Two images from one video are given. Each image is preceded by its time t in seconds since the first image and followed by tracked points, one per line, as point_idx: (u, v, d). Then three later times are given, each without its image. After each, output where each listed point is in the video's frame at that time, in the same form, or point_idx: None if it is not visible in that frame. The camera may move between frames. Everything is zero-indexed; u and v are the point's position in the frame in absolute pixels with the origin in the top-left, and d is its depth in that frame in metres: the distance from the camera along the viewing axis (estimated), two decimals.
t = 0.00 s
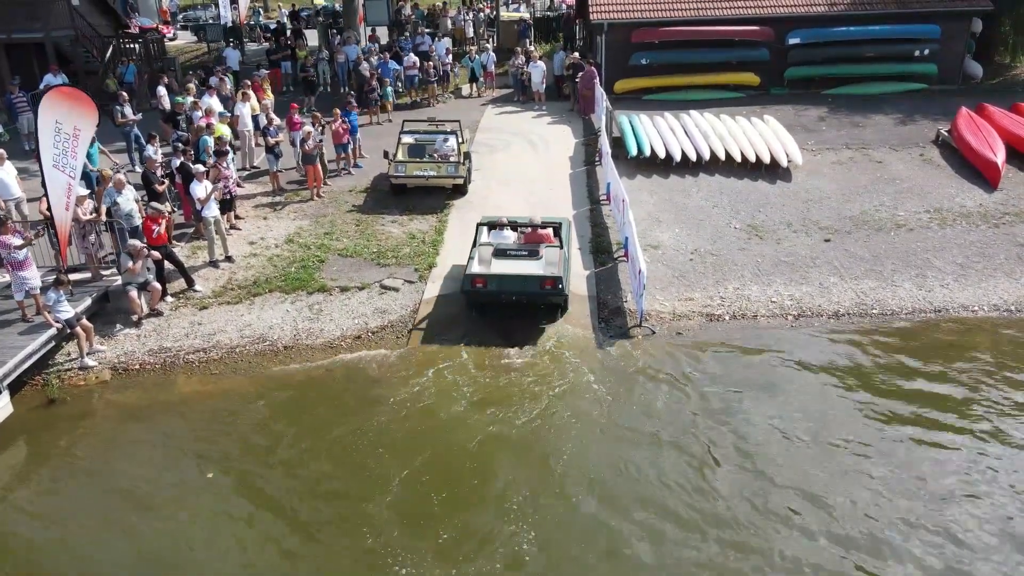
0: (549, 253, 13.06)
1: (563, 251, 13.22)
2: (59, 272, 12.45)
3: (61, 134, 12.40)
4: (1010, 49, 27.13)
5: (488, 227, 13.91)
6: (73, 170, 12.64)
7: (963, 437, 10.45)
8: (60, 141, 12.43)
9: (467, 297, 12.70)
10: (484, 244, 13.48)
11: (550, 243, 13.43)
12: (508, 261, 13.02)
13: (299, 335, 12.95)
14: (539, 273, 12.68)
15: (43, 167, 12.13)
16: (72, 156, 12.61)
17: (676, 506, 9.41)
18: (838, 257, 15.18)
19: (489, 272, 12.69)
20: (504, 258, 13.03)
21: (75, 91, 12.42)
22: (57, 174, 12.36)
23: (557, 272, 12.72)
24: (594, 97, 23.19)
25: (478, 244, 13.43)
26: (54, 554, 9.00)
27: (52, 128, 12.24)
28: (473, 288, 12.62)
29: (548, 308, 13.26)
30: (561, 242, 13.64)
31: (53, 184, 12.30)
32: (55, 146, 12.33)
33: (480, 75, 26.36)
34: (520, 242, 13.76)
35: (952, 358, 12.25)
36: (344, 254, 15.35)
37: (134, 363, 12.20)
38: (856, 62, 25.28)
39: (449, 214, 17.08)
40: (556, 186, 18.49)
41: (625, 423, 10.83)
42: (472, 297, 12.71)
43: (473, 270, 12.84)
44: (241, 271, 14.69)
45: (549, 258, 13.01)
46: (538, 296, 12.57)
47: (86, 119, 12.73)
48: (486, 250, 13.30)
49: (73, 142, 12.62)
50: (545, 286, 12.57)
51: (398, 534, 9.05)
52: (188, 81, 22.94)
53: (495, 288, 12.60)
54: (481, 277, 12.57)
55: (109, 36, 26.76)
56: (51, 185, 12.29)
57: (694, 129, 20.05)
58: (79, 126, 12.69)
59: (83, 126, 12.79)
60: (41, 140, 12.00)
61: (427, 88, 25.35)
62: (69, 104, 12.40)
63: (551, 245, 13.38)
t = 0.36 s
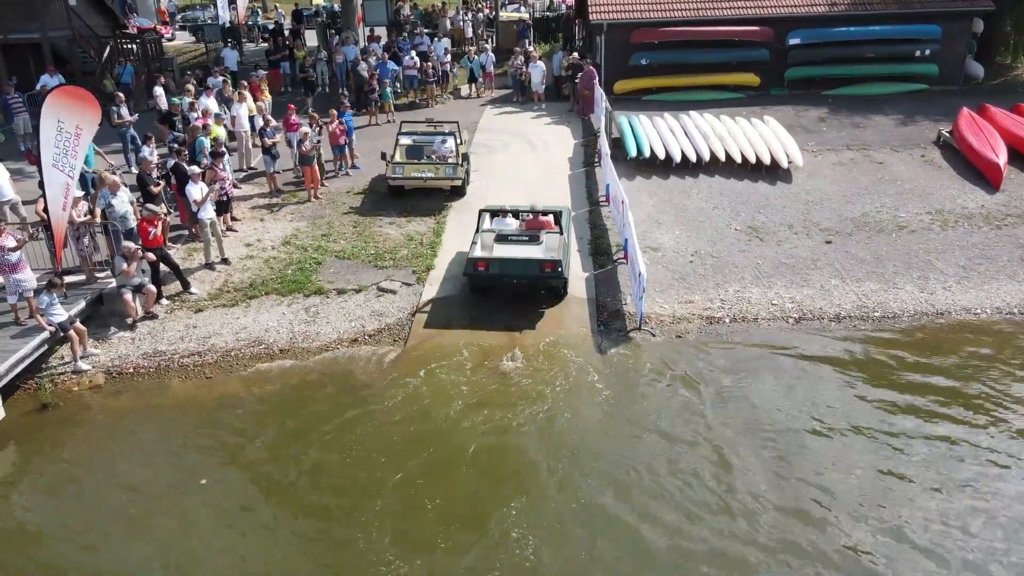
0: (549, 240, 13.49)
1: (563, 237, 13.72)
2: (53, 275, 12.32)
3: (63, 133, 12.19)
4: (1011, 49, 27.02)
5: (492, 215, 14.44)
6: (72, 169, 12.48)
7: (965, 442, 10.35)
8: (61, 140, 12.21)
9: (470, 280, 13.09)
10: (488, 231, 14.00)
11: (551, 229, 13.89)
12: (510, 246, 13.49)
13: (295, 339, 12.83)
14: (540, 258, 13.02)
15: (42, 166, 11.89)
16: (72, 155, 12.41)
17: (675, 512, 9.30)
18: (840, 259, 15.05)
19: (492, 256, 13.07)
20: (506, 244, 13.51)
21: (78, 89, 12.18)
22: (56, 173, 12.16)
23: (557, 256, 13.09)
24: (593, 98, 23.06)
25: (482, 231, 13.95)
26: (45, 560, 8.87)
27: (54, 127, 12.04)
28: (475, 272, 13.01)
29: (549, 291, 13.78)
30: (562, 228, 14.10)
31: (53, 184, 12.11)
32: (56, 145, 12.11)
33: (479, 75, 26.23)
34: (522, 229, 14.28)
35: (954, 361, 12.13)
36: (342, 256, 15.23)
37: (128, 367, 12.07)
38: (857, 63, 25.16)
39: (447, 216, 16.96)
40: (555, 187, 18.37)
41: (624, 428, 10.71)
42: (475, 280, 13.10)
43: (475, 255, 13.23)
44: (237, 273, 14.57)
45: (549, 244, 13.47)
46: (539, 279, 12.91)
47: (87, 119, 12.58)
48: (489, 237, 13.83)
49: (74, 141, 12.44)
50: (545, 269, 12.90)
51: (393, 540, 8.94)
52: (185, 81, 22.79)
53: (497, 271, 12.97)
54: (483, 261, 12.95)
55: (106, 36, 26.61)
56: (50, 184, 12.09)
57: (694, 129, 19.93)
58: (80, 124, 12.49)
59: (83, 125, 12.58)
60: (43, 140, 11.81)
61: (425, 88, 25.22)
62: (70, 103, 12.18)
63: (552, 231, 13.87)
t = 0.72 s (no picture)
0: (550, 228, 13.82)
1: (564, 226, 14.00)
2: (43, 282, 12.12)
3: (50, 139, 12.02)
4: (1014, 51, 26.81)
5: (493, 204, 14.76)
6: (62, 174, 12.26)
7: (972, 454, 10.13)
8: (49, 145, 12.05)
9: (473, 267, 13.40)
10: (489, 220, 14.30)
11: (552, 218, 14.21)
12: (512, 234, 13.82)
13: (290, 346, 12.62)
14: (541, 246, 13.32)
15: (28, 172, 11.79)
16: (62, 160, 12.22)
17: (676, 527, 9.09)
18: (843, 264, 14.85)
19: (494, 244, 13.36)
20: (507, 232, 13.83)
21: (63, 93, 11.95)
22: (43, 179, 12.00)
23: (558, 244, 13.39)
24: (593, 100, 22.85)
25: (484, 221, 14.22)
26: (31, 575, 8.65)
27: (39, 132, 11.88)
28: (478, 259, 13.31)
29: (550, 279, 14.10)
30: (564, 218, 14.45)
31: (40, 190, 11.97)
32: (43, 151, 11.97)
33: (478, 77, 26.03)
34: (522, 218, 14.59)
35: (960, 370, 11.90)
36: (338, 261, 15.03)
37: (120, 376, 11.86)
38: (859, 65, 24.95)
39: (445, 220, 16.76)
40: (555, 191, 18.18)
41: (624, 438, 10.51)
42: (478, 267, 13.40)
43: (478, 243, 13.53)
44: (231, 279, 14.36)
45: (551, 232, 13.79)
46: (540, 266, 13.24)
47: (77, 122, 12.31)
48: (491, 226, 14.09)
49: (63, 146, 12.21)
50: (545, 256, 13.22)
51: (387, 553, 8.75)
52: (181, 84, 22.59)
53: (499, 259, 13.27)
54: (486, 249, 13.24)
55: (103, 39, 26.42)
56: (38, 190, 11.95)
57: (694, 132, 19.74)
58: (70, 128, 12.25)
59: (75, 129, 12.34)
60: (26, 145, 11.68)
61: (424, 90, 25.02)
62: (57, 107, 12.00)
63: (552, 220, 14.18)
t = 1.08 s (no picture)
0: (552, 219, 14.23)
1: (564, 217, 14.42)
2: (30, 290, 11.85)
3: (35, 144, 11.76)
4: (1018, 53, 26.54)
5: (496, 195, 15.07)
6: (48, 181, 12.00)
7: (982, 469, 9.85)
8: (34, 151, 11.79)
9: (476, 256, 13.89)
10: (492, 211, 14.64)
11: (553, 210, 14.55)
12: (514, 225, 14.26)
13: (283, 356, 12.34)
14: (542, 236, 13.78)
15: (14, 177, 11.53)
16: (47, 166, 11.95)
17: (678, 545, 8.82)
18: (847, 271, 14.58)
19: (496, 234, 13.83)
20: (510, 222, 14.27)
21: (47, 97, 11.69)
22: (30, 186, 11.75)
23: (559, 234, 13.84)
24: (593, 102, 22.56)
25: (486, 212, 14.56)
26: None
27: (24, 137, 11.60)
28: (481, 249, 13.80)
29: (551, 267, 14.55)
30: (565, 208, 14.77)
31: (26, 197, 11.71)
32: (28, 157, 11.72)
33: (477, 79, 25.74)
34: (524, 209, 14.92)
35: (969, 380, 11.63)
36: (333, 268, 14.76)
37: (108, 387, 11.59)
38: (861, 67, 24.68)
39: (442, 226, 16.50)
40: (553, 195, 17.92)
41: (624, 452, 10.23)
42: (480, 257, 13.88)
43: (481, 233, 14.00)
44: (224, 286, 14.09)
45: (552, 222, 14.20)
46: (541, 255, 13.71)
47: (61, 127, 12.01)
48: (493, 217, 14.45)
49: (48, 152, 11.94)
50: (546, 246, 13.67)
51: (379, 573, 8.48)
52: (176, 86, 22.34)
53: (501, 248, 13.75)
54: (489, 240, 13.72)
55: (98, 41, 26.19)
56: (24, 197, 11.69)
57: (695, 136, 19.48)
58: (55, 134, 11.97)
59: (60, 135, 12.06)
60: (12, 152, 11.42)
61: (422, 92, 24.76)
62: (41, 112, 11.73)
63: (553, 211, 14.54)
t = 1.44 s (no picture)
0: (552, 211, 14.59)
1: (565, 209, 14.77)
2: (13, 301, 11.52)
3: (23, 150, 11.36)
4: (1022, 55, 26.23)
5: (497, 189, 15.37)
6: (37, 188, 11.58)
7: (995, 487, 9.51)
8: (23, 157, 11.40)
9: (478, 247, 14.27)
10: (494, 204, 14.95)
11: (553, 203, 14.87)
12: (516, 216, 14.62)
13: (273, 369, 12.01)
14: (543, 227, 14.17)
15: None
16: (36, 173, 11.54)
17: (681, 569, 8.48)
18: (852, 279, 14.26)
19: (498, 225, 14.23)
20: (511, 214, 14.65)
21: (35, 101, 11.25)
22: (16, 193, 11.40)
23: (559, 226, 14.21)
24: (593, 105, 22.20)
25: (488, 204, 14.86)
26: None
27: (10, 143, 11.24)
28: (483, 240, 14.19)
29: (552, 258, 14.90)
30: (565, 201, 15.10)
31: (12, 204, 11.37)
32: (16, 162, 11.34)
33: (476, 81, 25.35)
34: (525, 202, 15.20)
35: (979, 393, 11.30)
36: (326, 276, 14.44)
37: (92, 401, 11.25)
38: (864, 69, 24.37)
39: (438, 233, 16.19)
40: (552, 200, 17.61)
41: (624, 469, 9.90)
42: (483, 248, 14.26)
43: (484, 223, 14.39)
44: (214, 296, 13.76)
45: (553, 215, 14.53)
46: (542, 246, 14.08)
47: (53, 133, 11.53)
48: (495, 209, 14.76)
49: (38, 158, 11.51)
50: (547, 237, 14.05)
51: None
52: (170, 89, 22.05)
53: (502, 239, 14.14)
54: (490, 230, 14.12)
55: (92, 42, 25.90)
56: (9, 204, 11.36)
57: (697, 140, 19.16)
58: (45, 139, 11.50)
59: (52, 140, 11.58)
60: None
61: (419, 95, 24.46)
62: (29, 117, 11.32)
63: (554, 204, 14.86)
